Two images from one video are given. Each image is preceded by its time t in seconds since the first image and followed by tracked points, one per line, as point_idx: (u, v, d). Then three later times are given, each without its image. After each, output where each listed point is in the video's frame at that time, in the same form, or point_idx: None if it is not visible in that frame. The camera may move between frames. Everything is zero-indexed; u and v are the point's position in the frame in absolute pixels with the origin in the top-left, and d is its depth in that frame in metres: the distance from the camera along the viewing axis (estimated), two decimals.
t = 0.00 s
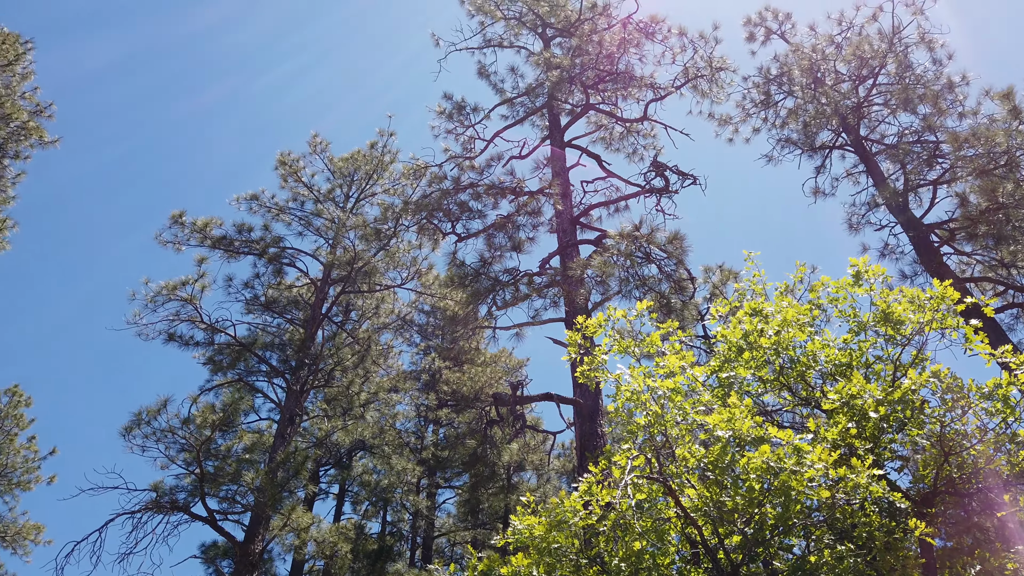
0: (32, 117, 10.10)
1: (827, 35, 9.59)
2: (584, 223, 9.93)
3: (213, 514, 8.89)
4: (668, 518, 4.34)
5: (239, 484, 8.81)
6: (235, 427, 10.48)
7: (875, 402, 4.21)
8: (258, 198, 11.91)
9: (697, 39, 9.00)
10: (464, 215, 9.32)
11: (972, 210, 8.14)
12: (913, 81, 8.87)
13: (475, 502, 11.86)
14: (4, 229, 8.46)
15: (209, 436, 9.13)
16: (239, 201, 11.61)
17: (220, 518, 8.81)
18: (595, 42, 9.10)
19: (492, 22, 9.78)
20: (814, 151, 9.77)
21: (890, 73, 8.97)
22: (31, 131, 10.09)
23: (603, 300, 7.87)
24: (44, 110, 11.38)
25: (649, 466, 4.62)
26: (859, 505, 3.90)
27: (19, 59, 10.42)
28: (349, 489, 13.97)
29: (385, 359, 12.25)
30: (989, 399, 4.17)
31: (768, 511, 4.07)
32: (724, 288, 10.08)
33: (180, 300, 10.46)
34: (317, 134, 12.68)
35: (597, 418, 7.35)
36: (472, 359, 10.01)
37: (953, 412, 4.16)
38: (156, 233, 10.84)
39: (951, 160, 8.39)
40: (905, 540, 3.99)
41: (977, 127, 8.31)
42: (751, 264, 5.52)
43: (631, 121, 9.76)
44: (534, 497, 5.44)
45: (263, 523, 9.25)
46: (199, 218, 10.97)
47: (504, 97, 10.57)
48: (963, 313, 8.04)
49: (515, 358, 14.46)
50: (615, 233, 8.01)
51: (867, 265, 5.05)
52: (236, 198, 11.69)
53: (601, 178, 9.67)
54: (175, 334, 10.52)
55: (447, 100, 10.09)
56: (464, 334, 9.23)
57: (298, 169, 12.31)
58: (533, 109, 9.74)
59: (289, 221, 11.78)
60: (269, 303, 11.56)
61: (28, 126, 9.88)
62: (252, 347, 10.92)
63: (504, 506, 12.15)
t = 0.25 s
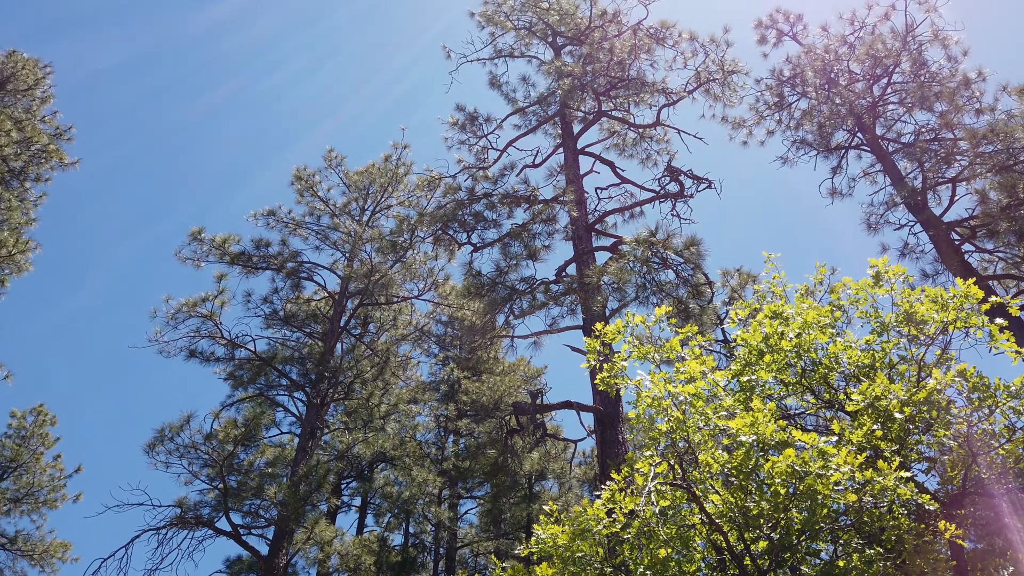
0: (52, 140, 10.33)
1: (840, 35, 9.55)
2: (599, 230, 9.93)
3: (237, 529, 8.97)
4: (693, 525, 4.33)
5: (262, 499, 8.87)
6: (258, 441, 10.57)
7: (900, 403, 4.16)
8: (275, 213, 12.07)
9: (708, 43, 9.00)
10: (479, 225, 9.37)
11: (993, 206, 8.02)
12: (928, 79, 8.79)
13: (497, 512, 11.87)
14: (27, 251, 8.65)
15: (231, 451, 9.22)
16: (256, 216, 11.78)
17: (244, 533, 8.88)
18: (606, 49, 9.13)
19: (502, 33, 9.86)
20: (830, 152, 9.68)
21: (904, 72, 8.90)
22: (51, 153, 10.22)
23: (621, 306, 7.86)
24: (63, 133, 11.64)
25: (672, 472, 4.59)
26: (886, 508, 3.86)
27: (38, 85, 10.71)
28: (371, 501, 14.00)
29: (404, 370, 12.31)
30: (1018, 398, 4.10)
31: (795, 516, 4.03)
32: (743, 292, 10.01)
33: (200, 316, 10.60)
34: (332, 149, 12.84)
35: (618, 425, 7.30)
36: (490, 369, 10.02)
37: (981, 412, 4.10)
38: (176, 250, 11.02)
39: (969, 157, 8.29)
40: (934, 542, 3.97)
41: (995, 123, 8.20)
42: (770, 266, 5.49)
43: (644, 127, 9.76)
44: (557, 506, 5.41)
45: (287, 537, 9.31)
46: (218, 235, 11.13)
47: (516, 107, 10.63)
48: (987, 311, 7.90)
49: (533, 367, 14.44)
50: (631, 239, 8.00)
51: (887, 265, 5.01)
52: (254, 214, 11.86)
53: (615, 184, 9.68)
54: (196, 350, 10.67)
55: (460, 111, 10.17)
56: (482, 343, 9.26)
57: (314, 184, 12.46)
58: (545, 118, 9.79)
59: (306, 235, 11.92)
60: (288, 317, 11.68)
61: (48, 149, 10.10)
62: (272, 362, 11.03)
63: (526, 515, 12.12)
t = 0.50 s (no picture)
0: (73, 156, 10.56)
1: (855, 29, 9.45)
2: (616, 231, 9.92)
3: (262, 537, 9.08)
4: (718, 525, 4.30)
5: (285, 506, 8.97)
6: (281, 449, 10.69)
7: (926, 399, 4.11)
8: (293, 222, 12.22)
9: (721, 41, 8.96)
10: (495, 228, 9.42)
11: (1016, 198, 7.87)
12: (946, 71, 8.67)
13: (519, 516, 11.89)
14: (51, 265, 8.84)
15: (254, 460, 9.35)
16: (275, 226, 11.94)
17: (269, 541, 9.00)
18: (618, 50, 9.14)
19: (514, 37, 9.90)
20: (848, 147, 9.58)
21: (921, 64, 8.78)
22: (72, 169, 10.43)
23: (639, 307, 7.84)
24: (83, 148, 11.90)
25: (696, 473, 4.56)
26: (914, 505, 3.80)
27: (59, 100, 10.99)
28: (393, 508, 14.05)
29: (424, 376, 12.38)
30: None
31: (821, 515, 4.00)
32: (763, 290, 9.93)
33: (221, 326, 10.76)
34: (348, 157, 12.97)
35: (639, 427, 7.30)
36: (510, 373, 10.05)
37: (1010, 406, 4.04)
38: (196, 261, 11.20)
39: (990, 149, 8.15)
40: (964, 539, 3.91)
41: (1016, 113, 8.06)
42: (790, 263, 5.45)
43: (658, 127, 9.74)
44: (580, 508, 5.41)
45: (311, 544, 9.40)
46: (237, 245, 11.29)
47: (529, 110, 10.67)
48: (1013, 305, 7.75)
49: (552, 370, 14.43)
50: (648, 240, 7.99)
51: (911, 260, 4.95)
52: (272, 223, 12.02)
53: (631, 185, 9.67)
54: (218, 359, 10.83)
55: (474, 116, 10.23)
56: (501, 347, 9.30)
57: (331, 193, 12.60)
58: (559, 120, 9.82)
59: (324, 243, 12.06)
60: (308, 325, 11.81)
61: (70, 165, 10.32)
62: (293, 370, 11.16)
63: (549, 519, 12.12)
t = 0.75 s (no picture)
0: (102, 174, 10.85)
1: (877, 18, 9.30)
2: (639, 230, 9.89)
3: (296, 544, 9.23)
4: (751, 523, 4.26)
5: (318, 513, 9.11)
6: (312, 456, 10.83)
7: (962, 390, 4.04)
8: (317, 232, 12.40)
9: (739, 35, 8.89)
10: (518, 231, 9.46)
11: None
12: (971, 57, 8.49)
13: (550, 519, 11.90)
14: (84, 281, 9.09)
15: (286, 468, 9.49)
16: (299, 236, 12.12)
17: (303, 547, 9.14)
18: (636, 49, 9.12)
19: (531, 39, 9.94)
20: (873, 137, 9.43)
21: (946, 51, 8.61)
22: (102, 187, 10.71)
23: (665, 306, 7.81)
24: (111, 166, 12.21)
25: (727, 471, 4.52)
26: (953, 499, 3.72)
27: (86, 120, 11.31)
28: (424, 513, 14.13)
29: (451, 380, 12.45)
30: None
31: (857, 511, 3.95)
32: (790, 285, 9.80)
33: (249, 336, 10.96)
34: (370, 165, 13.12)
35: (669, 426, 7.27)
36: (537, 375, 10.08)
37: None
38: (224, 273, 11.42)
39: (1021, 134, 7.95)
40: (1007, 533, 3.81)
41: None
42: (818, 257, 5.39)
43: (679, 124, 9.69)
44: (611, 509, 5.39)
45: (345, 550, 9.51)
46: (263, 256, 11.50)
47: (548, 111, 10.69)
48: None
49: (579, 371, 14.40)
50: (672, 238, 7.94)
51: (943, 249, 4.86)
52: (297, 233, 12.20)
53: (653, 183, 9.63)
54: (248, 369, 11.02)
55: (493, 120, 10.29)
56: (527, 350, 9.32)
57: (354, 201, 12.76)
58: (578, 120, 9.83)
59: (349, 251, 12.21)
60: (335, 333, 11.96)
61: (99, 183, 10.60)
62: (321, 378, 11.32)
63: (580, 521, 12.10)
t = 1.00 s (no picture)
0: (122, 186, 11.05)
1: (892, 4, 9.18)
2: (656, 225, 9.86)
3: (322, 546, 9.36)
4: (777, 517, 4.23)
5: (343, 515, 9.26)
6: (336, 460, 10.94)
7: (989, 378, 3.98)
8: (335, 236, 12.53)
9: (752, 26, 8.83)
10: (534, 229, 9.49)
11: None
12: (991, 40, 8.32)
13: (575, 517, 11.90)
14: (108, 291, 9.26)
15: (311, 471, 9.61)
16: (318, 240, 12.25)
17: (329, 549, 9.27)
18: (648, 43, 9.10)
19: (542, 37, 9.95)
20: (892, 125, 9.31)
21: (964, 35, 8.46)
22: (122, 197, 10.90)
23: (684, 300, 7.79)
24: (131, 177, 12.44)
25: (752, 465, 4.49)
26: (982, 489, 3.67)
27: (105, 132, 11.54)
28: (448, 513, 14.22)
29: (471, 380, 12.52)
30: None
31: (884, 502, 3.91)
32: (811, 277, 9.71)
33: (271, 341, 11.11)
34: (385, 168, 13.23)
35: (691, 421, 7.25)
36: (558, 374, 10.10)
37: None
38: (245, 279, 11.59)
39: None
40: None
41: None
42: (838, 247, 5.35)
43: (694, 117, 9.64)
44: (636, 505, 5.38)
45: (371, 552, 9.61)
46: (283, 262, 11.65)
47: (561, 109, 10.70)
48: None
49: (599, 368, 14.39)
50: (689, 232, 7.92)
51: (967, 236, 4.79)
52: (315, 238, 12.34)
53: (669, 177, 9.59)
54: (270, 374, 11.18)
55: (507, 120, 10.32)
56: (547, 348, 9.35)
57: (371, 205, 12.88)
58: (592, 117, 9.82)
59: (367, 255, 12.32)
60: (356, 336, 12.08)
61: (120, 194, 10.80)
62: (343, 381, 11.44)
63: (605, 518, 12.11)
